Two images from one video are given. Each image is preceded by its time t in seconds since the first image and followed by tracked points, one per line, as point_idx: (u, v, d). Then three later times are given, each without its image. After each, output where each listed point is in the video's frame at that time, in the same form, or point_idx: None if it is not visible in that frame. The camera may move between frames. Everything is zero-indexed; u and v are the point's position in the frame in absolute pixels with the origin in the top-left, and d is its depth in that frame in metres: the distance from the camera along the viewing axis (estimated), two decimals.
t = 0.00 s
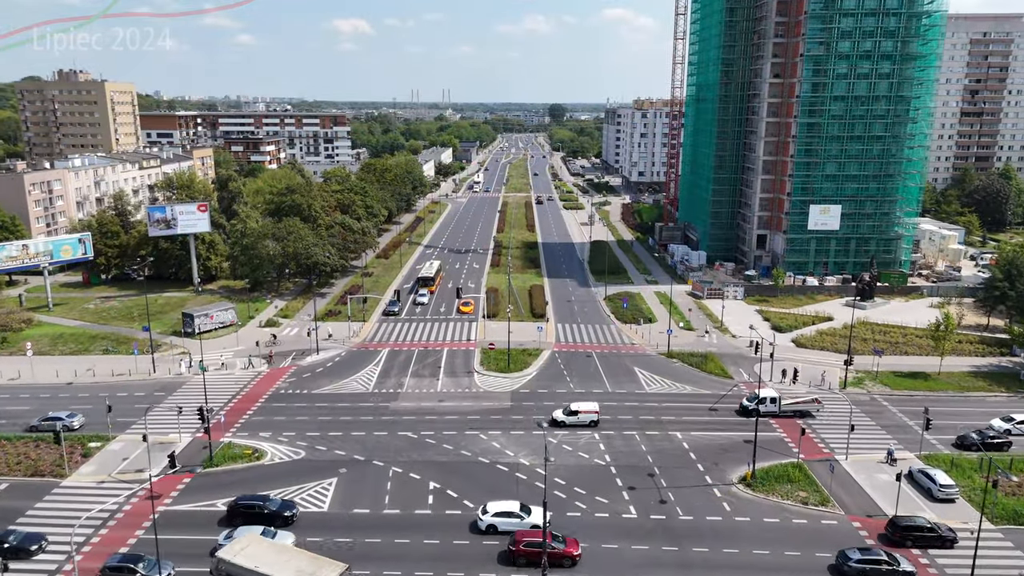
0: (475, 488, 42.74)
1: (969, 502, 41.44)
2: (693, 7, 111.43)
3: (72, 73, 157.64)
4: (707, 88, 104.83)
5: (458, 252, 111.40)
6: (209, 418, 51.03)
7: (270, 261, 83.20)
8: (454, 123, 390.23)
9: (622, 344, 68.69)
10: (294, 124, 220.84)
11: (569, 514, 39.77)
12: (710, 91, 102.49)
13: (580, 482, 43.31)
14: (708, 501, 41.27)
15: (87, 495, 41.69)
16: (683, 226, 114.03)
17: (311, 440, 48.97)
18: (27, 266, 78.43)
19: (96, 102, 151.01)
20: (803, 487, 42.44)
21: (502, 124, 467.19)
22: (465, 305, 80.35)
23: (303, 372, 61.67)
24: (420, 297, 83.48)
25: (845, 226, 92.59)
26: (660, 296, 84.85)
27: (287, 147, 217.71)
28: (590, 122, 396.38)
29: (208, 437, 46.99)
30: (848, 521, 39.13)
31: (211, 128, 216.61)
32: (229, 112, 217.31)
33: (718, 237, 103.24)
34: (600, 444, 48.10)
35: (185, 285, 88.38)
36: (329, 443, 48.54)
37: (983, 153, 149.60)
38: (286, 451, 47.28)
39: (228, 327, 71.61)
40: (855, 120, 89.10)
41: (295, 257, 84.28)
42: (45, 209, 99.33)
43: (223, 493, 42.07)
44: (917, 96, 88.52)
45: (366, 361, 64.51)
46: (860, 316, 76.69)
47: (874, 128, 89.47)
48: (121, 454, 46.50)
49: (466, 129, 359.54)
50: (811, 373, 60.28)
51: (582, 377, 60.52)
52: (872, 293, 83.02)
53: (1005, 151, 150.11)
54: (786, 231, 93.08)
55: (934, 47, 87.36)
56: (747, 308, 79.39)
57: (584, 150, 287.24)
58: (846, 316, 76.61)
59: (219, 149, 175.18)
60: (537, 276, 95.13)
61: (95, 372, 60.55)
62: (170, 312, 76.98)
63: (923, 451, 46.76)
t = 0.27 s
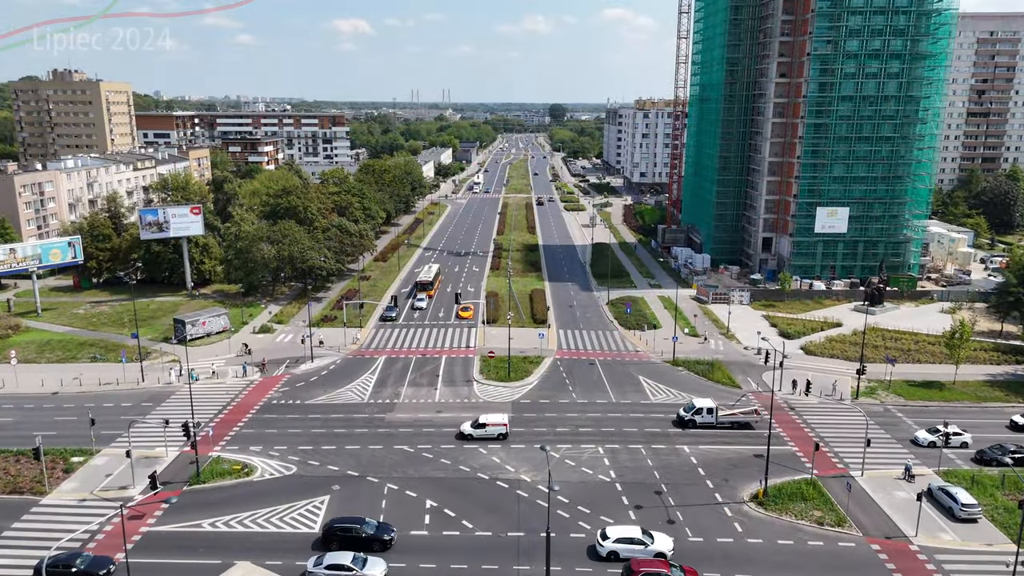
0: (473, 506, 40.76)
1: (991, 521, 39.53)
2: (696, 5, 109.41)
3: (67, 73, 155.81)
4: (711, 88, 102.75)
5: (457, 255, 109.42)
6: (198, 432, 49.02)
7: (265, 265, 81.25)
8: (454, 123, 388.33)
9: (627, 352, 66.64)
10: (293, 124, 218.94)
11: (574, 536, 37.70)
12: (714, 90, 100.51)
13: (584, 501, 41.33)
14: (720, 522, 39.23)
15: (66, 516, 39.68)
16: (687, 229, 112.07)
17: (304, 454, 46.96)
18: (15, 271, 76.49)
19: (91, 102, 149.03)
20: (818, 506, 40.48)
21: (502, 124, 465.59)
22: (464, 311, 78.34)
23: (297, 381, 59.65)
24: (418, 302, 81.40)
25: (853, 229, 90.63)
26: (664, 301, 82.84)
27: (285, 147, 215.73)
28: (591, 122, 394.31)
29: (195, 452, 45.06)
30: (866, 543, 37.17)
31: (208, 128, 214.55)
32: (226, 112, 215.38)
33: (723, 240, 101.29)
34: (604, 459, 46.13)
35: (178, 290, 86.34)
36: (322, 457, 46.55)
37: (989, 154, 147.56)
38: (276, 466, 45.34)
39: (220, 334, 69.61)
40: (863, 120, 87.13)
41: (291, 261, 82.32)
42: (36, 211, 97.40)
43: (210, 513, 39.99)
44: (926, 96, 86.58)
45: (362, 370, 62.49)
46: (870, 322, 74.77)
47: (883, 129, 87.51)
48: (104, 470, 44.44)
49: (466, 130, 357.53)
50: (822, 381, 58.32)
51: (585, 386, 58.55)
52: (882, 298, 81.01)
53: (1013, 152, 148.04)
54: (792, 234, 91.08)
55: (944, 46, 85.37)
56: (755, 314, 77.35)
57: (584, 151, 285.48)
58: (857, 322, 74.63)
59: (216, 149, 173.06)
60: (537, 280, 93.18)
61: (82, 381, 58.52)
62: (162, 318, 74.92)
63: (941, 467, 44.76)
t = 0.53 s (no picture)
0: (472, 526, 38.71)
1: (1017, 543, 37.53)
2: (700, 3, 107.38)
3: (62, 72, 153.81)
4: (715, 87, 100.75)
5: (456, 257, 107.41)
6: (185, 446, 46.99)
7: (259, 269, 79.22)
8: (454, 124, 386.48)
9: (630, 360, 64.64)
10: (291, 124, 216.92)
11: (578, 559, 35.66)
12: (718, 90, 98.54)
13: (588, 521, 39.29)
14: (732, 544, 37.18)
15: (43, 537, 37.65)
16: (690, 231, 110.06)
17: (295, 469, 44.96)
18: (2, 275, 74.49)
19: (86, 102, 147.01)
20: (835, 527, 38.45)
21: (502, 124, 463.73)
22: (463, 316, 76.36)
23: (289, 391, 57.63)
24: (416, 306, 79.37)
25: (860, 232, 88.69)
26: (669, 305, 80.84)
27: (283, 147, 213.71)
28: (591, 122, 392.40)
29: (181, 468, 43.10)
30: (887, 567, 35.14)
31: (206, 128, 212.46)
32: (224, 112, 213.39)
33: (727, 243, 99.33)
34: (609, 475, 44.09)
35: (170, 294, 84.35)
36: (314, 473, 44.51)
37: (996, 155, 145.55)
38: (266, 483, 43.33)
39: (212, 341, 67.62)
40: (872, 121, 85.17)
41: (286, 265, 80.35)
42: (26, 213, 95.38)
43: (196, 534, 37.99)
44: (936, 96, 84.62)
45: (357, 379, 60.48)
46: (880, 328, 72.81)
47: (892, 129, 85.53)
48: (85, 487, 42.41)
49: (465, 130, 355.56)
50: (833, 391, 56.34)
51: (588, 396, 56.56)
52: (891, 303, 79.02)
53: (1019, 153, 146.04)
54: (799, 236, 89.13)
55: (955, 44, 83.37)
56: (762, 319, 75.42)
57: (585, 151, 283.63)
58: (866, 328, 72.69)
59: (213, 150, 171.03)
60: (538, 284, 91.18)
61: (68, 391, 56.51)
62: (153, 324, 72.93)
63: (962, 483, 42.83)
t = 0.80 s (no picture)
0: (469, 548, 36.72)
1: None
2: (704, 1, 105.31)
3: (56, 71, 151.86)
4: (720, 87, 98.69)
5: (455, 260, 105.43)
6: (171, 461, 45.00)
7: (252, 272, 77.15)
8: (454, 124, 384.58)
9: (634, 368, 62.59)
10: (289, 124, 214.83)
11: None
12: (723, 90, 96.46)
13: (592, 542, 37.30)
14: (744, 567, 35.17)
15: (17, 560, 35.66)
16: (693, 233, 108.09)
17: (285, 486, 42.96)
18: None
19: (80, 102, 144.95)
20: (853, 548, 36.44)
21: (502, 124, 461.76)
22: (461, 321, 74.30)
23: (281, 401, 55.59)
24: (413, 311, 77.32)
25: (869, 234, 86.71)
26: (673, 310, 78.83)
27: (281, 148, 211.61)
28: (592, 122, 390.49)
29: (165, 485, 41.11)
30: None
31: (203, 128, 210.35)
32: (222, 112, 211.40)
33: (732, 245, 97.35)
34: (614, 492, 42.12)
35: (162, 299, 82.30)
36: (305, 490, 42.51)
37: (1003, 155, 143.51)
38: (254, 500, 41.34)
39: (203, 348, 65.60)
40: (880, 121, 83.19)
41: (280, 269, 78.32)
42: (17, 215, 93.41)
43: (179, 556, 36.01)
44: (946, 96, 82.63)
45: (352, 388, 58.44)
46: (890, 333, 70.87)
47: (901, 129, 83.57)
48: (64, 505, 40.43)
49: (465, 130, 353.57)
50: (845, 402, 54.35)
51: (591, 407, 54.54)
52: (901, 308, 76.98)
53: None
54: (806, 239, 87.15)
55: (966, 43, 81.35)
56: (769, 325, 73.41)
57: (586, 151, 281.65)
58: (877, 334, 70.69)
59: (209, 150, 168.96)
60: (539, 288, 89.16)
61: (52, 401, 54.45)
62: (143, 329, 70.93)
63: (985, 501, 40.84)
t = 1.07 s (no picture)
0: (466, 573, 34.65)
1: None
2: None
3: (50, 71, 149.88)
4: (723, 87, 96.65)
5: (454, 263, 103.41)
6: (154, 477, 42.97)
7: (245, 277, 75.16)
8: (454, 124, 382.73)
9: (637, 376, 60.57)
10: (287, 124, 212.79)
11: None
12: (727, 89, 94.45)
13: (596, 566, 35.23)
14: None
15: None
16: (696, 235, 106.06)
17: (273, 504, 40.91)
18: None
19: (73, 102, 142.93)
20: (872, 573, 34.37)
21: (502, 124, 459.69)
22: (459, 327, 72.24)
23: (272, 412, 53.56)
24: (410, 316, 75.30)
25: (877, 238, 84.73)
26: (677, 315, 76.83)
27: (279, 148, 209.55)
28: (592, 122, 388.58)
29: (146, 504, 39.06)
30: None
31: (200, 128, 208.28)
32: (219, 112, 209.39)
33: (736, 249, 95.35)
34: (619, 511, 40.09)
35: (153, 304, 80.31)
36: (293, 509, 40.44)
37: (1010, 156, 141.45)
38: (241, 520, 39.29)
39: (193, 356, 63.58)
40: (889, 122, 81.23)
41: (274, 273, 76.30)
42: (6, 218, 91.37)
43: None
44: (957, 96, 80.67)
45: (346, 398, 56.40)
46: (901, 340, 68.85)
47: (911, 130, 81.57)
48: (39, 526, 38.40)
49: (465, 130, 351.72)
50: (858, 413, 52.32)
51: (594, 418, 52.47)
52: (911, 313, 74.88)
53: None
54: (813, 243, 85.15)
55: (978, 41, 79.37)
56: (776, 331, 71.45)
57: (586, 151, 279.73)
58: (888, 341, 68.67)
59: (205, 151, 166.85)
60: (539, 292, 87.15)
61: (34, 412, 52.44)
62: (132, 336, 68.97)
63: (1009, 522, 38.78)
